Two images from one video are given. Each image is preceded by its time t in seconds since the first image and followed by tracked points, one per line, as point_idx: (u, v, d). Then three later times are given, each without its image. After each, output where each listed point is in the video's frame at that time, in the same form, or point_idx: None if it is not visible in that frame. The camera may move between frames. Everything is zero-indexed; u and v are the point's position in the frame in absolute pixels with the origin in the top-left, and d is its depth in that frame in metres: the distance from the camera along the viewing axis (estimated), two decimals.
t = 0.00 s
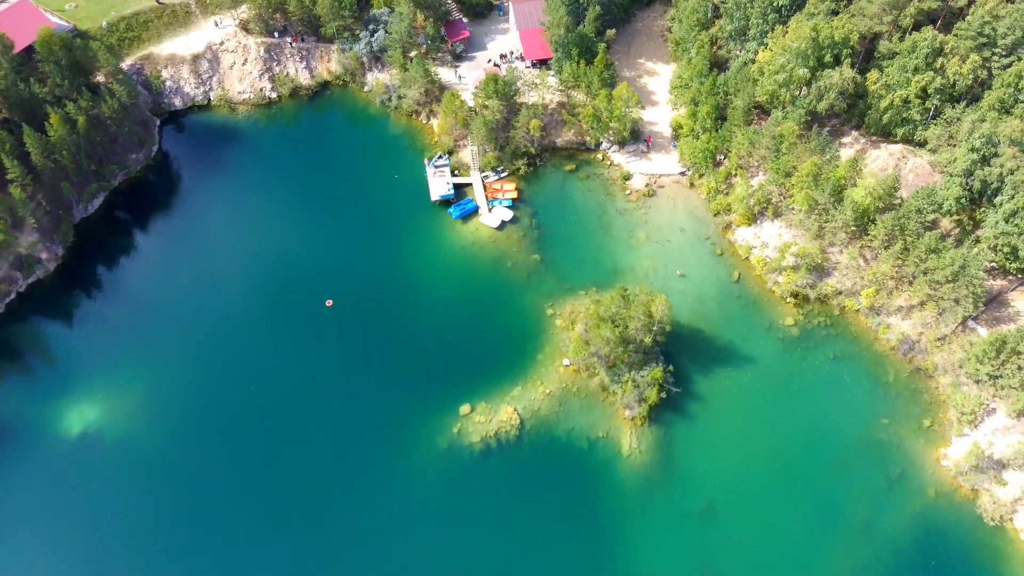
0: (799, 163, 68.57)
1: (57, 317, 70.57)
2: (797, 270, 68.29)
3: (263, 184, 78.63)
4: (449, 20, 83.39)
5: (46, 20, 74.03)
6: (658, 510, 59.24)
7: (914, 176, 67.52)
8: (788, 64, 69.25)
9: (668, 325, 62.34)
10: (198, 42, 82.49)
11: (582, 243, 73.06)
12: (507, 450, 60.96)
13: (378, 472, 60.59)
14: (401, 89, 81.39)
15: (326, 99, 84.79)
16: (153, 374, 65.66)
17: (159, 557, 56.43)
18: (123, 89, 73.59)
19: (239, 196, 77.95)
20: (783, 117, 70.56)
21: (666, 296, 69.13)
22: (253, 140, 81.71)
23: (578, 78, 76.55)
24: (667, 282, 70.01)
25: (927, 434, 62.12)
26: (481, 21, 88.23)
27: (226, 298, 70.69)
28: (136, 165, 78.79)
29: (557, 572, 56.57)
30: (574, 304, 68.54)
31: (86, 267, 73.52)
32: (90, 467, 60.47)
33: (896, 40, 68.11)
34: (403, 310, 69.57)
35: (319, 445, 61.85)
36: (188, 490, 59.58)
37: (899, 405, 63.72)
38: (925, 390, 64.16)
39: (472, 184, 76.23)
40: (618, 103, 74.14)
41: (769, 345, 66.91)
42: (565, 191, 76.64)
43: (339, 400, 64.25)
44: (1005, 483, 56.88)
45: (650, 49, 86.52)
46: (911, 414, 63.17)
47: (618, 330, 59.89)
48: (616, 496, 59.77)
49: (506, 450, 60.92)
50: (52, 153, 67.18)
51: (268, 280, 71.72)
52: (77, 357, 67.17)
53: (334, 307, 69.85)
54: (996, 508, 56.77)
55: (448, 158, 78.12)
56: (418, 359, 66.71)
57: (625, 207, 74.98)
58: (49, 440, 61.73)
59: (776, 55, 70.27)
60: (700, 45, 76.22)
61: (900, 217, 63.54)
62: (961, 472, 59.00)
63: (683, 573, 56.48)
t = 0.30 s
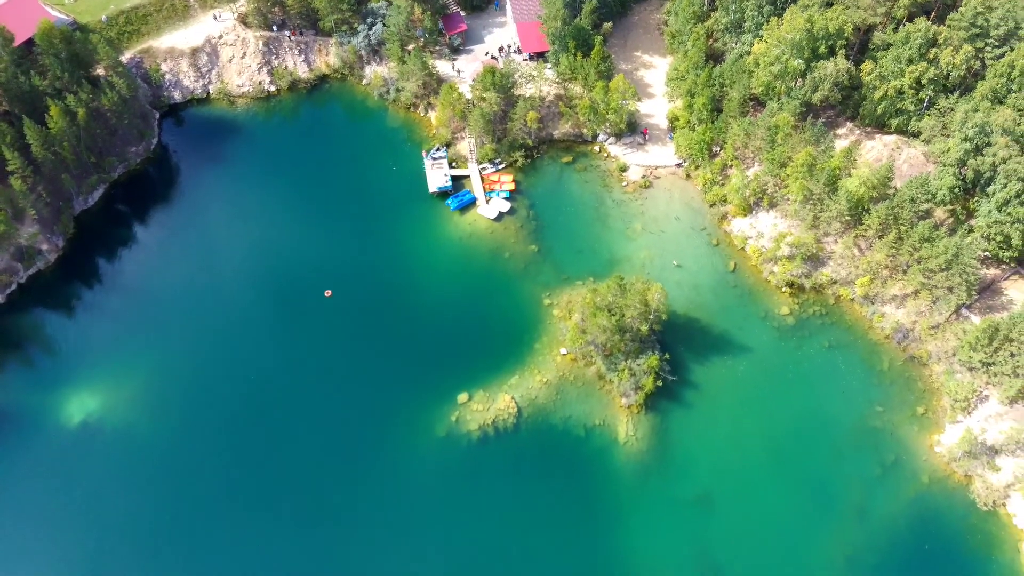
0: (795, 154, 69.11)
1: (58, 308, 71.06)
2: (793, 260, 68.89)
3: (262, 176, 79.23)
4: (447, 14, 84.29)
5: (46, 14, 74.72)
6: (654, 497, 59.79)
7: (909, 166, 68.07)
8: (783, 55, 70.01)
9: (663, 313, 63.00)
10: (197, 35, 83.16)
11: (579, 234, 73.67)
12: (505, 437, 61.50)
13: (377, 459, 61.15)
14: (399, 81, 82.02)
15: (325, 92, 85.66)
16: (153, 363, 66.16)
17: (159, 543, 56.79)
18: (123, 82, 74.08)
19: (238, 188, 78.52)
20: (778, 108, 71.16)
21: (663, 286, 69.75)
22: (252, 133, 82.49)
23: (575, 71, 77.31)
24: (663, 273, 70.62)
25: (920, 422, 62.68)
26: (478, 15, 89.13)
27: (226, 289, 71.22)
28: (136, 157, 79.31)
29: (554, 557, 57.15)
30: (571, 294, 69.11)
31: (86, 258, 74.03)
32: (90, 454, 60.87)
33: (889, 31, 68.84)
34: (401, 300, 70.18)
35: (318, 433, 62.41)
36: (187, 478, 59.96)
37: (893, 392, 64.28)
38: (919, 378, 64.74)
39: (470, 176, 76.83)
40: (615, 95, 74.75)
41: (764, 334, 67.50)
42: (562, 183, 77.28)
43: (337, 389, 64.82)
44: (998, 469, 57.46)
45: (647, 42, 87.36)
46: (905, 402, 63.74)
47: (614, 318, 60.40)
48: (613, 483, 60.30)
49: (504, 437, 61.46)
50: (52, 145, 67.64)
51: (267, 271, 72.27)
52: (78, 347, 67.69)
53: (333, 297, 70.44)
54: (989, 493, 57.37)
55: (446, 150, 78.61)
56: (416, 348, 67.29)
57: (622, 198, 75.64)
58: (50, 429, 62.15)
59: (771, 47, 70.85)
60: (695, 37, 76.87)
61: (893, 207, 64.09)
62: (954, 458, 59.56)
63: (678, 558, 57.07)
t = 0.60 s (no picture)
0: (791, 144, 69.33)
1: (58, 300, 71.50)
2: (789, 250, 69.36)
3: (262, 169, 79.63)
4: (445, 7, 85.02)
5: (46, 7, 75.29)
6: (650, 485, 60.24)
7: (904, 157, 68.00)
8: (779, 47, 70.34)
9: (660, 303, 63.41)
10: (196, 29, 83.67)
11: (577, 225, 74.11)
12: (502, 426, 61.95)
13: (376, 448, 61.62)
14: (397, 74, 82.52)
15: (324, 85, 86.18)
16: (153, 353, 66.59)
17: (159, 530, 57.22)
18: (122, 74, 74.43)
19: (237, 180, 78.90)
20: (775, 100, 71.38)
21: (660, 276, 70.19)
22: (251, 126, 82.96)
23: (572, 63, 77.91)
24: (660, 263, 71.09)
25: (915, 410, 63.11)
26: (477, 8, 89.94)
27: (225, 280, 71.60)
28: (136, 150, 79.68)
29: (551, 544, 57.62)
30: (569, 285, 69.53)
31: (87, 250, 74.44)
32: (90, 443, 61.28)
33: (884, 23, 69.64)
34: (399, 291, 70.63)
35: (317, 422, 62.88)
36: (187, 466, 60.39)
37: (889, 381, 64.72)
38: (914, 367, 65.16)
39: (468, 168, 77.25)
40: (612, 87, 75.17)
41: (761, 324, 67.93)
42: (560, 174, 77.76)
43: (336, 378, 65.29)
44: (992, 457, 57.84)
45: (644, 34, 88.10)
46: (900, 391, 64.18)
47: (611, 307, 60.75)
48: (610, 471, 60.75)
49: (501, 426, 61.92)
50: (52, 137, 68.03)
51: (266, 262, 72.66)
52: (78, 338, 68.15)
53: (332, 288, 70.88)
54: (984, 480, 57.55)
55: (444, 142, 78.95)
56: (414, 338, 67.72)
57: (620, 189, 76.14)
58: (51, 418, 62.56)
59: (767, 39, 71.20)
60: (692, 29, 77.34)
61: (889, 197, 64.42)
62: (949, 446, 59.92)
63: (675, 545, 57.55)
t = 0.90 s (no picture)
0: (788, 135, 69.61)
1: (58, 291, 71.74)
2: (786, 241, 69.67)
3: (261, 161, 79.83)
4: None
5: None
6: (648, 474, 60.48)
7: (902, 148, 68.27)
8: (776, 38, 70.66)
9: (658, 293, 63.70)
10: (195, 21, 84.11)
11: (575, 216, 74.38)
12: (500, 416, 62.27)
13: (374, 437, 61.92)
14: (396, 66, 82.83)
15: (322, 78, 86.48)
16: (153, 344, 66.89)
17: (159, 518, 57.55)
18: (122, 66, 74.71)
19: (236, 172, 79.11)
20: (772, 92, 71.51)
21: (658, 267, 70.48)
22: (250, 118, 83.19)
23: (570, 55, 78.30)
24: (658, 254, 71.39)
25: (911, 400, 63.41)
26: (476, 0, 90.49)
27: (224, 271, 71.84)
28: (135, 141, 79.92)
29: (549, 532, 57.88)
30: (567, 276, 69.82)
31: (86, 241, 74.63)
32: (91, 432, 61.56)
33: (882, 14, 70.23)
34: (398, 282, 70.87)
35: (316, 411, 63.18)
36: (186, 454, 60.69)
37: (885, 371, 65.00)
38: (911, 357, 65.46)
39: (466, 160, 77.44)
40: (611, 79, 75.31)
41: (758, 315, 68.22)
42: (558, 166, 78.00)
43: (335, 368, 65.57)
44: (988, 446, 58.21)
45: (643, 26, 88.76)
46: (897, 381, 64.46)
47: (609, 297, 61.05)
48: (608, 460, 61.04)
49: (499, 415, 62.25)
50: (52, 128, 68.39)
51: (266, 253, 72.91)
52: (78, 328, 68.41)
53: (331, 279, 71.12)
54: (979, 469, 58.01)
55: (443, 134, 79.18)
56: (413, 329, 67.97)
57: (618, 181, 76.41)
58: (51, 408, 62.91)
59: (765, 30, 71.45)
60: (691, 21, 77.66)
61: (886, 188, 64.57)
62: (945, 435, 60.23)
63: (672, 533, 57.73)
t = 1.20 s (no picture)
0: (785, 128, 69.72)
1: (57, 283, 71.85)
2: (784, 234, 69.78)
3: (260, 153, 79.89)
4: None
5: None
6: (646, 465, 60.65)
7: (900, 140, 68.47)
8: (775, 30, 70.76)
9: (656, 285, 63.77)
10: (193, 13, 84.45)
11: (574, 208, 74.46)
12: (498, 407, 62.48)
13: (372, 428, 62.12)
14: (395, 58, 82.94)
15: (321, 70, 86.54)
16: (152, 335, 67.06)
17: (159, 508, 57.79)
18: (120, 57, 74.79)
19: (235, 164, 79.14)
20: (771, 84, 71.50)
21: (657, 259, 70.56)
22: (249, 110, 83.23)
23: (569, 46, 78.33)
24: (657, 246, 71.48)
25: (909, 392, 63.55)
26: None
27: (223, 263, 71.96)
28: (134, 133, 80.01)
29: (547, 523, 58.03)
30: (566, 268, 69.95)
31: (85, 233, 74.68)
32: (90, 423, 61.77)
33: (881, 6, 70.30)
34: (397, 274, 71.00)
35: (315, 402, 63.39)
36: (185, 445, 60.91)
37: (883, 363, 65.12)
38: (908, 349, 65.59)
39: (465, 152, 77.51)
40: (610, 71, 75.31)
41: (756, 307, 68.34)
42: (557, 159, 78.08)
43: (333, 360, 65.75)
44: (985, 437, 58.36)
45: (642, 19, 88.89)
46: (894, 372, 64.57)
47: (608, 289, 61.18)
48: (606, 451, 61.23)
49: (497, 406, 62.46)
50: (51, 120, 68.49)
51: (264, 245, 72.99)
52: (77, 320, 68.55)
53: (329, 271, 71.22)
54: (976, 460, 58.27)
55: (442, 126, 79.19)
56: (412, 320, 68.12)
57: (617, 173, 76.49)
58: (51, 398, 63.11)
59: (763, 22, 71.57)
60: (690, 13, 77.66)
61: (885, 180, 64.59)
62: (942, 426, 60.36)
63: (671, 524, 57.81)
